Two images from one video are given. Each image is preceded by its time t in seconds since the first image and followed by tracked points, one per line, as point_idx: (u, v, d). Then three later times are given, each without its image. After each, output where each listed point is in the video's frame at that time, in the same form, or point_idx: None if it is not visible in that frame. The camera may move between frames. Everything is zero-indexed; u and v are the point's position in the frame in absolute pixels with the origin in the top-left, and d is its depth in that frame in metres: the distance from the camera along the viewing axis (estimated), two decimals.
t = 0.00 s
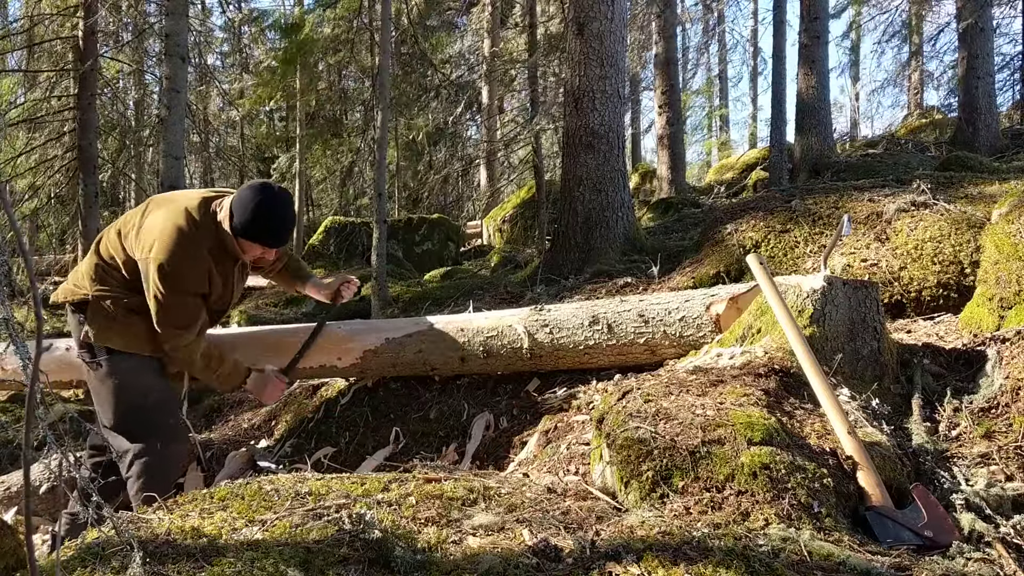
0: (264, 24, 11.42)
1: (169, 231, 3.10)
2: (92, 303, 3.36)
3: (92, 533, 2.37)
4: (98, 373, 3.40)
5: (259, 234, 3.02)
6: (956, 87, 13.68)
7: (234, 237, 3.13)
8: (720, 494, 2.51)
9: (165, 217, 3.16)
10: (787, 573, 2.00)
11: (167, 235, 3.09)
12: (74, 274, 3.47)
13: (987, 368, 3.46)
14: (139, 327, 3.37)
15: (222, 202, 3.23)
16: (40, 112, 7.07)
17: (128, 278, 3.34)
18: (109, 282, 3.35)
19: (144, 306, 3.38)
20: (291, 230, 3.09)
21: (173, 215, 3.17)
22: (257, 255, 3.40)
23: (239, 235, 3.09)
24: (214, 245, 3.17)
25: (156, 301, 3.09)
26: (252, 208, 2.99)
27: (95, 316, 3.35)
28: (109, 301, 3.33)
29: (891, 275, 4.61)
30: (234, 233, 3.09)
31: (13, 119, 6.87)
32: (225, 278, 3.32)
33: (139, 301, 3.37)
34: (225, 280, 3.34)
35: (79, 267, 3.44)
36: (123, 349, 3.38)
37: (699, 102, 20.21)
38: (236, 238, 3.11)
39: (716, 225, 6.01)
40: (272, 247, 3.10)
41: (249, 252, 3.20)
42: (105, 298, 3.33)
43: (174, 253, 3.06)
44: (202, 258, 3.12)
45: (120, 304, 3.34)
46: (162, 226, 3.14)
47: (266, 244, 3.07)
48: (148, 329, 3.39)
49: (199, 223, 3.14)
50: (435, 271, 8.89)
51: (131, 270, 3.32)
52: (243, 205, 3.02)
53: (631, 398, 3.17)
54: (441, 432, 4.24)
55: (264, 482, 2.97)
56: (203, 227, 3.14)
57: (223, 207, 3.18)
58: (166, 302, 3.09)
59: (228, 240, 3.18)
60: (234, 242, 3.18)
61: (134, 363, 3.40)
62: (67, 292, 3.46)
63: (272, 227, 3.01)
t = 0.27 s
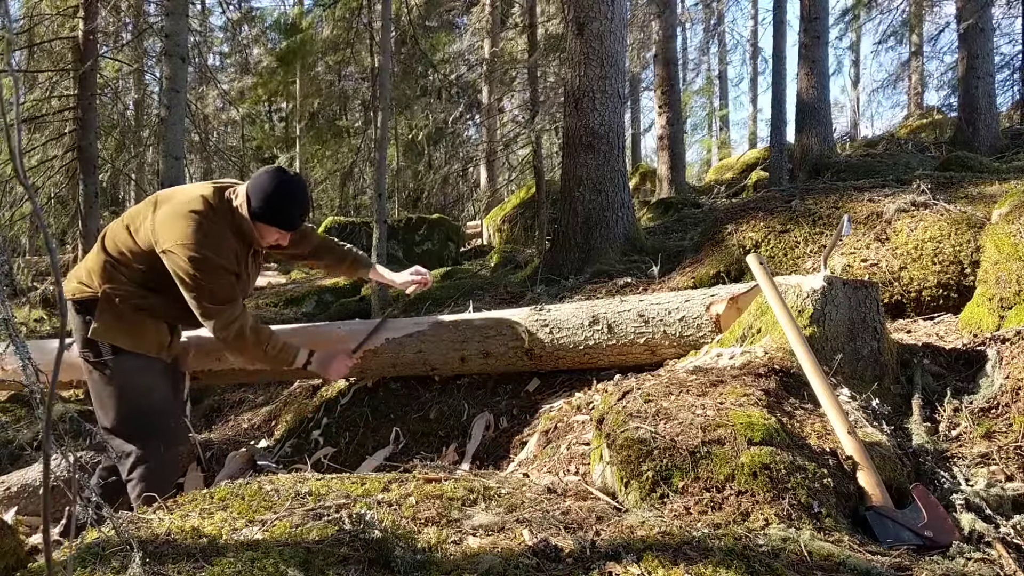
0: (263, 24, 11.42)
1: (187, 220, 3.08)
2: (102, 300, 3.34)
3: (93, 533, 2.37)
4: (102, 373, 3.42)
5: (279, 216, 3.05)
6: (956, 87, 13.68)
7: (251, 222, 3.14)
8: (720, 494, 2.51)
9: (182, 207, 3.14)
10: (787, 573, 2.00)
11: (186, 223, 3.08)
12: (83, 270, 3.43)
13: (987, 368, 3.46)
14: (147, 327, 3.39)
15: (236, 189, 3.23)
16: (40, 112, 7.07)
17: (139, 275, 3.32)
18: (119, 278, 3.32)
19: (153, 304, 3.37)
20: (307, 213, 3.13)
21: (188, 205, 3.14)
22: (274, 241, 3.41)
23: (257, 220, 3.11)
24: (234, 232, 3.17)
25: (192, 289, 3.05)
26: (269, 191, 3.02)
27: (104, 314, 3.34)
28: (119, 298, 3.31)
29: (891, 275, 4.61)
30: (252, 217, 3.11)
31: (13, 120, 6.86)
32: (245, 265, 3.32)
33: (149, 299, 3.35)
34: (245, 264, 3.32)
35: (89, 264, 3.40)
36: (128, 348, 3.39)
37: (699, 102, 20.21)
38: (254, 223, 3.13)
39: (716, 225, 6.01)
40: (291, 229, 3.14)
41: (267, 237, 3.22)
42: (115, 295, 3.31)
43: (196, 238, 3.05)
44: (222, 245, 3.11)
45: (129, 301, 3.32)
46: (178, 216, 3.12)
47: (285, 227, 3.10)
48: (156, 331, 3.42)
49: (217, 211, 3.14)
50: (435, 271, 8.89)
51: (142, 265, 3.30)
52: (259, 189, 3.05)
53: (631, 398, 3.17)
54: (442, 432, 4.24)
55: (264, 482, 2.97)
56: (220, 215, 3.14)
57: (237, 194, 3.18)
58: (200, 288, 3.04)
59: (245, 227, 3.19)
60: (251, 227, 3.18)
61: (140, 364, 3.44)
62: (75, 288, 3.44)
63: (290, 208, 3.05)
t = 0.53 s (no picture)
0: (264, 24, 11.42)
1: (186, 216, 3.11)
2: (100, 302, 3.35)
3: (92, 533, 2.37)
4: (100, 375, 3.37)
5: (279, 215, 3.09)
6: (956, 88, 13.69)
7: (251, 221, 3.18)
8: (720, 494, 2.51)
9: (181, 205, 3.16)
10: (787, 573, 2.00)
11: (184, 220, 3.10)
12: (80, 275, 3.48)
13: (987, 368, 3.46)
14: (145, 326, 3.36)
15: (234, 191, 3.28)
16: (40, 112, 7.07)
17: (136, 275, 3.35)
18: (115, 279, 3.35)
19: (151, 303, 3.39)
20: (308, 214, 3.17)
21: (186, 203, 3.17)
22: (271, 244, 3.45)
23: (258, 219, 3.15)
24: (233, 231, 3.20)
25: (177, 288, 3.11)
26: (271, 190, 3.07)
27: (101, 314, 3.31)
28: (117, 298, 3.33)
29: (891, 275, 4.61)
30: (253, 216, 3.15)
31: (13, 119, 6.86)
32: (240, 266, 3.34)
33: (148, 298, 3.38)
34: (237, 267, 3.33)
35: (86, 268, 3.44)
36: (125, 348, 3.33)
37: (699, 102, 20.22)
38: (254, 222, 3.17)
39: (716, 225, 6.01)
40: (291, 230, 3.18)
41: (266, 237, 3.25)
42: (112, 295, 3.33)
43: (193, 235, 3.06)
44: (219, 243, 3.13)
45: (125, 301, 3.34)
46: (176, 213, 3.14)
47: (284, 227, 3.15)
48: (153, 330, 3.38)
49: (216, 209, 3.17)
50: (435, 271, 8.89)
51: (139, 264, 3.34)
52: (261, 188, 3.10)
53: (631, 398, 3.17)
54: (441, 432, 4.24)
55: (264, 482, 2.97)
56: (219, 214, 3.16)
57: (236, 194, 3.21)
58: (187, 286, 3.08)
59: (245, 227, 3.22)
60: (251, 227, 3.22)
61: (139, 365, 3.38)
62: (71, 293, 3.46)
63: (290, 208, 3.09)
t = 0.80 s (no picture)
0: (264, 24, 11.41)
1: (176, 195, 3.08)
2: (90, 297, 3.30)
3: (92, 533, 2.37)
4: (91, 372, 3.39)
5: (274, 188, 3.21)
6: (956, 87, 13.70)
7: (243, 197, 3.24)
8: (720, 494, 2.51)
9: (168, 185, 3.13)
10: (787, 573, 2.00)
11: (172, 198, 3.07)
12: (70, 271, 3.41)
13: (987, 368, 3.46)
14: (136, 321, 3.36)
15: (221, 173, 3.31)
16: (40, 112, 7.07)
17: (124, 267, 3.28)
18: (106, 274, 3.28)
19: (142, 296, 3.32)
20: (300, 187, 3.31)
21: (174, 183, 3.15)
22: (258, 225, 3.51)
23: (250, 194, 3.22)
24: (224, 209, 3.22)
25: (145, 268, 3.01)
26: (264, 164, 3.17)
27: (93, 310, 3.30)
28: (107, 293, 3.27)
29: (891, 275, 4.60)
30: (245, 191, 3.21)
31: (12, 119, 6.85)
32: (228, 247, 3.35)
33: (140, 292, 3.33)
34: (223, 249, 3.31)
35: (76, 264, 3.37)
36: (117, 343, 3.37)
37: (699, 102, 20.22)
38: (246, 197, 3.23)
39: (716, 225, 6.01)
40: (284, 202, 3.29)
41: (258, 213, 3.31)
42: (104, 290, 3.27)
43: (183, 211, 3.05)
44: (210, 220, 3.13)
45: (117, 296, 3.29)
46: (164, 193, 3.11)
47: (280, 199, 3.25)
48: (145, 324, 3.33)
49: (207, 188, 3.16)
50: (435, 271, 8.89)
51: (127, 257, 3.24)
52: (252, 163, 3.18)
53: (631, 399, 3.17)
54: (441, 431, 4.24)
55: (263, 482, 2.97)
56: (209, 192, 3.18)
57: (226, 172, 3.27)
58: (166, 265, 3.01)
59: (235, 205, 3.26)
60: (242, 204, 3.27)
61: (131, 363, 3.43)
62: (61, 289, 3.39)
63: (284, 181, 3.21)
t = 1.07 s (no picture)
0: (264, 24, 11.41)
1: (179, 170, 3.16)
2: (103, 290, 3.36)
3: (92, 533, 2.37)
4: (110, 365, 3.39)
5: (274, 155, 3.27)
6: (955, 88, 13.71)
7: (244, 168, 3.31)
8: (720, 494, 2.50)
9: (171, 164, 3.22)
10: (787, 573, 2.00)
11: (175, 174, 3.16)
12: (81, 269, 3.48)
13: (987, 368, 3.46)
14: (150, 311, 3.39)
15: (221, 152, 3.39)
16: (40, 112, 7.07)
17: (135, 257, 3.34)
18: (116, 266, 3.34)
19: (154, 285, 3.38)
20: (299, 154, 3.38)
21: (176, 162, 3.24)
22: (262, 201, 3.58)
23: (251, 163, 3.29)
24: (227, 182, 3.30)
25: (156, 240, 3.07)
26: (262, 132, 3.25)
27: (105, 303, 3.35)
28: (119, 284, 3.33)
29: (891, 275, 4.61)
30: (246, 161, 3.28)
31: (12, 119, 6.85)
32: (234, 221, 3.42)
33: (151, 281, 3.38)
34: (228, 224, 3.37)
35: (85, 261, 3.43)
36: (133, 333, 3.37)
37: (699, 102, 20.21)
38: (247, 168, 3.30)
39: (716, 225, 6.01)
40: (286, 170, 3.35)
41: (261, 184, 3.37)
42: (114, 281, 3.33)
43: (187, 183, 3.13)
44: (213, 192, 3.20)
45: (128, 287, 3.34)
46: (167, 171, 3.20)
47: (281, 167, 3.32)
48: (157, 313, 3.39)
49: (208, 163, 3.25)
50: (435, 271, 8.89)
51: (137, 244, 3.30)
52: (250, 136, 3.27)
53: (631, 399, 3.17)
54: (441, 432, 4.24)
55: (263, 482, 2.97)
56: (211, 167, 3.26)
57: (225, 148, 3.35)
58: (175, 235, 3.07)
59: (237, 177, 3.33)
60: (244, 176, 3.35)
61: (151, 353, 3.42)
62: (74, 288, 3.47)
63: (283, 148, 3.29)
